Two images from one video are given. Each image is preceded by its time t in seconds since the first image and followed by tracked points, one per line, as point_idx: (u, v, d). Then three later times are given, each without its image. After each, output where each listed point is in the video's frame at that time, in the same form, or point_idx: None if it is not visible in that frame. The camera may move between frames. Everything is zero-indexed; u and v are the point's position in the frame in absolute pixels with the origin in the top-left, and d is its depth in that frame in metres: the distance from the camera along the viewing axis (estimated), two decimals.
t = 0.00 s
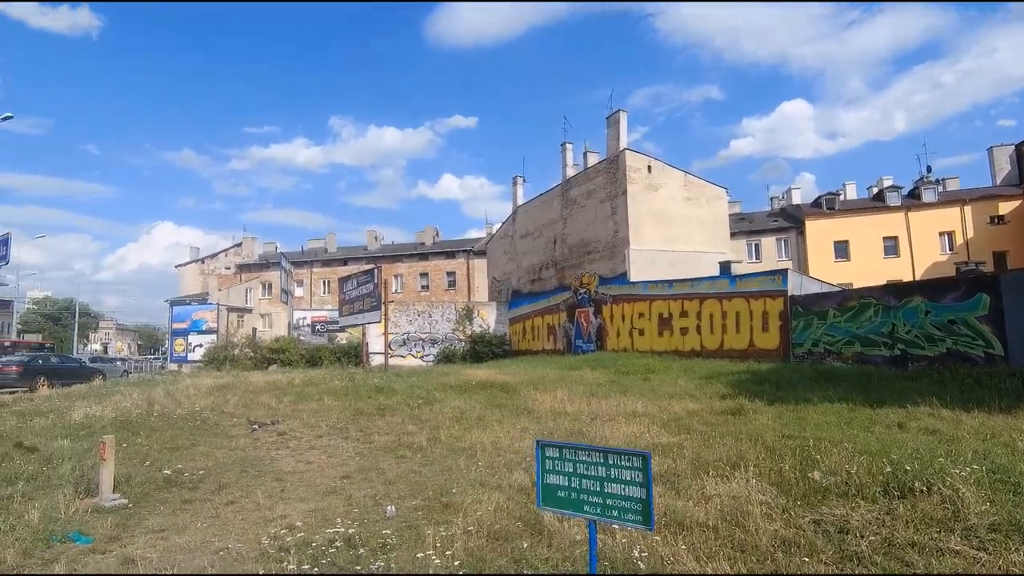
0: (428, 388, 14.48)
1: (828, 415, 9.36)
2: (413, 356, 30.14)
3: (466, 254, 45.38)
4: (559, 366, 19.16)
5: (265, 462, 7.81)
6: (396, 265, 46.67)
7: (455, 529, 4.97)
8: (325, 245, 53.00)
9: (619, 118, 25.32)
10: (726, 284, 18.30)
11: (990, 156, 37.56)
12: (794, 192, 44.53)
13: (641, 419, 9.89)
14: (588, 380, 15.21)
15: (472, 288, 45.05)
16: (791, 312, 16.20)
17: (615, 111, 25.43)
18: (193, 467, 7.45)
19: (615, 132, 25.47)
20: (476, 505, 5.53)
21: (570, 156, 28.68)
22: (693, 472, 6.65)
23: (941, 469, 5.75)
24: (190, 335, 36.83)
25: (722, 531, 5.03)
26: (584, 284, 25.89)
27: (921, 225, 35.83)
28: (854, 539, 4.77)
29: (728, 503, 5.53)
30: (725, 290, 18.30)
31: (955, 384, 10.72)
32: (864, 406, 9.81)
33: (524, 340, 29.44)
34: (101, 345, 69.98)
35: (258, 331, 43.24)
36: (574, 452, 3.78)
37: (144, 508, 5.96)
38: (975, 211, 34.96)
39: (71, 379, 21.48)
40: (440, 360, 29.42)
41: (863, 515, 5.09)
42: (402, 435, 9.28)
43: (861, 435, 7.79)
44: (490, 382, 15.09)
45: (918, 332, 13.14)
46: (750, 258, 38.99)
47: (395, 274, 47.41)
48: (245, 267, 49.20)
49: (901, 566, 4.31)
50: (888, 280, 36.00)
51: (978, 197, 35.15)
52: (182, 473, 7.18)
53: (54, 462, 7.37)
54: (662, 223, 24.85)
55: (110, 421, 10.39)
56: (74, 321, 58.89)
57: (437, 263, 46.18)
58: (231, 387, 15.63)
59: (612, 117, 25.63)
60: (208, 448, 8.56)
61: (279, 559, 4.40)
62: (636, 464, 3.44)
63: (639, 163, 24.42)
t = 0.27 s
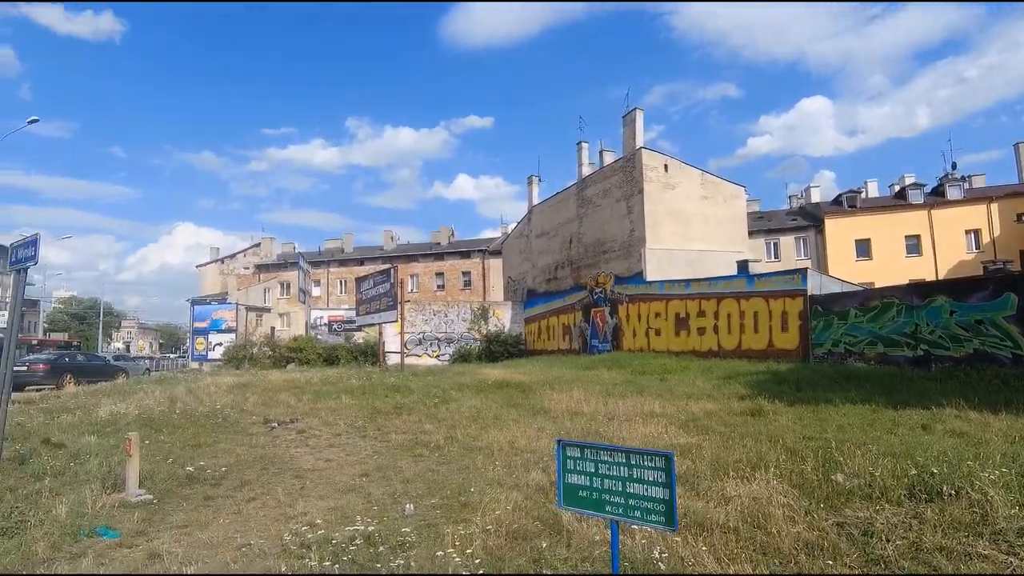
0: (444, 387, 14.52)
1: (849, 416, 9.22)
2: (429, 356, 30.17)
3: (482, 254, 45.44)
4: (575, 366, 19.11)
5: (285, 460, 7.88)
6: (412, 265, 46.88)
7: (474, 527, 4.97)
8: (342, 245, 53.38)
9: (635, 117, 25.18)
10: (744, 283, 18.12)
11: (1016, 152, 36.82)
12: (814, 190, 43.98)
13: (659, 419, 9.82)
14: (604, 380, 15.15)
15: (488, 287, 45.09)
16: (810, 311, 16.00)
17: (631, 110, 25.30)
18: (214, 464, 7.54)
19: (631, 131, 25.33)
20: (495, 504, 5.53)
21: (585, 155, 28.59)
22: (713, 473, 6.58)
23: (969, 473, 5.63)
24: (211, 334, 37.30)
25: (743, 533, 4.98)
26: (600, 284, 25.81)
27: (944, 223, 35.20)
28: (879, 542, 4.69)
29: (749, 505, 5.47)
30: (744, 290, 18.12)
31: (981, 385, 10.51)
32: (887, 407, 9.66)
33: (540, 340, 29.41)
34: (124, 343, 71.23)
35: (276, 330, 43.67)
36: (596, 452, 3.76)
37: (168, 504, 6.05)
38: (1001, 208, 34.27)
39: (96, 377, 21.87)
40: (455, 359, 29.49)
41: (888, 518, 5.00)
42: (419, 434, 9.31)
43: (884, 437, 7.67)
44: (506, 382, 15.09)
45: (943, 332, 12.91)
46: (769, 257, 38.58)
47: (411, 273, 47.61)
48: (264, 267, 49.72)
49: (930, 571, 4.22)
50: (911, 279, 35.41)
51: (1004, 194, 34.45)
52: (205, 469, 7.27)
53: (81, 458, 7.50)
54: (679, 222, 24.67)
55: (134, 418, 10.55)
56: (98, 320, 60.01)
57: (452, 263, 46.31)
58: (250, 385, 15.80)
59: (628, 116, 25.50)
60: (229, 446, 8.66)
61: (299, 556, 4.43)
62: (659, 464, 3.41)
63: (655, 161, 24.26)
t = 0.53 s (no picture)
0: (459, 386, 14.55)
1: (870, 418, 9.09)
2: (444, 355, 30.22)
3: (496, 253, 45.48)
4: (590, 365, 19.05)
5: (304, 457, 7.94)
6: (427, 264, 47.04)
7: (492, 526, 4.97)
8: (357, 244, 53.70)
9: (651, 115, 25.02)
10: (761, 283, 17.94)
11: None
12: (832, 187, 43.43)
13: (675, 419, 9.76)
14: (620, 380, 15.09)
15: (502, 287, 45.11)
16: (829, 311, 15.80)
17: (646, 108, 25.15)
18: (235, 461, 7.62)
19: (646, 129, 25.18)
20: (512, 503, 5.53)
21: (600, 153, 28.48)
22: (732, 474, 6.52)
23: (997, 476, 5.53)
24: (229, 333, 37.71)
25: (765, 535, 4.92)
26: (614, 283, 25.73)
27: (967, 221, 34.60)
28: (905, 546, 4.61)
29: (770, 506, 5.41)
30: (761, 289, 17.94)
31: (1008, 386, 10.31)
32: (909, 408, 9.50)
33: (554, 339, 29.39)
34: (144, 342, 72.28)
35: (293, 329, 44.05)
36: (618, 452, 3.75)
37: (190, 500, 6.12)
38: None
39: (118, 374, 22.21)
40: (470, 358, 29.55)
41: (913, 521, 4.92)
42: (435, 432, 9.34)
43: (908, 439, 7.55)
44: (520, 381, 15.09)
45: (967, 332, 12.70)
46: (786, 256, 38.18)
47: (425, 273, 47.77)
48: (280, 267, 50.18)
49: None
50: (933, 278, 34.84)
51: None
52: (226, 466, 7.35)
53: (105, 454, 7.63)
54: (695, 221, 24.48)
55: (156, 415, 10.71)
56: (119, 319, 60.99)
57: (467, 262, 46.40)
58: (268, 383, 15.95)
59: (643, 114, 25.35)
60: (248, 443, 8.75)
61: (320, 552, 4.46)
62: (682, 465, 3.39)
63: (671, 160, 24.10)
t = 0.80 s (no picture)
0: (472, 384, 14.58)
1: (889, 418, 8.98)
2: (455, 353, 30.24)
3: (508, 252, 45.49)
4: (603, 364, 18.99)
5: (320, 454, 8.00)
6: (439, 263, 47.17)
7: (508, 524, 4.97)
8: (370, 242, 53.94)
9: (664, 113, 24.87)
10: (776, 282, 17.77)
11: None
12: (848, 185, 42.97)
13: (690, 419, 9.70)
14: (633, 379, 15.03)
15: (514, 285, 45.11)
16: (846, 310, 15.62)
17: (660, 106, 25.00)
18: (252, 458, 7.69)
19: (660, 127, 25.04)
20: (528, 501, 5.52)
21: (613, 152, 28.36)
22: (750, 475, 6.46)
23: None
24: (243, 330, 38.05)
25: (784, 536, 4.87)
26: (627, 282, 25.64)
27: (987, 219, 34.12)
28: (928, 548, 4.55)
29: (789, 507, 5.35)
30: (776, 288, 17.77)
31: None
32: (929, 409, 9.37)
33: (566, 338, 29.35)
34: (160, 339, 73.14)
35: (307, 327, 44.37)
36: (639, 450, 3.74)
37: (209, 495, 6.18)
38: None
39: (136, 371, 22.50)
40: (482, 356, 29.59)
41: (937, 524, 4.85)
42: (449, 430, 9.36)
43: (929, 440, 7.45)
44: (533, 379, 15.09)
45: (989, 333, 12.50)
46: (801, 255, 37.83)
47: (438, 271, 47.88)
48: (294, 265, 50.55)
49: None
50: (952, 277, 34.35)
51: None
52: (244, 462, 7.42)
53: (126, 450, 7.73)
54: (709, 219, 24.31)
55: (174, 412, 10.83)
56: (136, 317, 61.79)
57: (479, 261, 46.44)
58: (282, 381, 16.07)
59: (657, 112, 25.22)
60: (265, 439, 8.83)
61: (338, 548, 4.49)
62: (705, 464, 3.36)
63: (685, 158, 23.95)
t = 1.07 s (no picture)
0: (483, 381, 14.60)
1: (905, 417, 8.88)
2: (466, 350, 30.43)
3: (518, 249, 45.46)
4: (614, 362, 18.94)
5: (334, 450, 8.05)
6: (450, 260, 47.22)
7: (524, 520, 4.97)
8: (381, 240, 54.11)
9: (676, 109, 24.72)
10: (789, 279, 17.59)
11: None
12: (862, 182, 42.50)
13: (703, 416, 9.64)
14: (645, 376, 14.98)
15: (524, 283, 45.07)
16: (860, 308, 15.47)
17: (672, 102, 24.84)
18: (267, 453, 7.74)
19: (672, 123, 24.88)
20: (542, 498, 5.52)
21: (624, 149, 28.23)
22: (766, 473, 6.41)
23: None
24: (255, 327, 38.30)
25: (802, 534, 4.83)
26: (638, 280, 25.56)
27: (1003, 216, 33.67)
28: (949, 548, 4.49)
29: (806, 506, 5.31)
30: (789, 286, 17.62)
31: None
32: (946, 408, 9.25)
33: (576, 336, 29.30)
34: (173, 336, 73.83)
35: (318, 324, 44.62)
36: (660, 447, 3.72)
37: (226, 490, 6.23)
38: None
39: (150, 368, 22.74)
40: (492, 354, 29.62)
41: (958, 523, 4.79)
42: (462, 427, 9.38)
43: (947, 439, 7.36)
44: (544, 377, 15.08)
45: (1007, 331, 12.31)
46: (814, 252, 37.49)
47: (448, 268, 47.93)
48: (306, 263, 50.82)
49: None
50: (968, 275, 33.92)
51: None
52: (259, 457, 7.47)
53: (143, 444, 7.81)
54: (722, 216, 24.14)
55: (189, 407, 10.93)
56: (150, 314, 62.42)
57: (489, 258, 46.44)
58: (294, 378, 16.15)
59: (669, 108, 25.07)
60: (280, 435, 8.89)
61: (354, 543, 4.51)
62: (727, 460, 3.34)
63: (697, 154, 23.78)
